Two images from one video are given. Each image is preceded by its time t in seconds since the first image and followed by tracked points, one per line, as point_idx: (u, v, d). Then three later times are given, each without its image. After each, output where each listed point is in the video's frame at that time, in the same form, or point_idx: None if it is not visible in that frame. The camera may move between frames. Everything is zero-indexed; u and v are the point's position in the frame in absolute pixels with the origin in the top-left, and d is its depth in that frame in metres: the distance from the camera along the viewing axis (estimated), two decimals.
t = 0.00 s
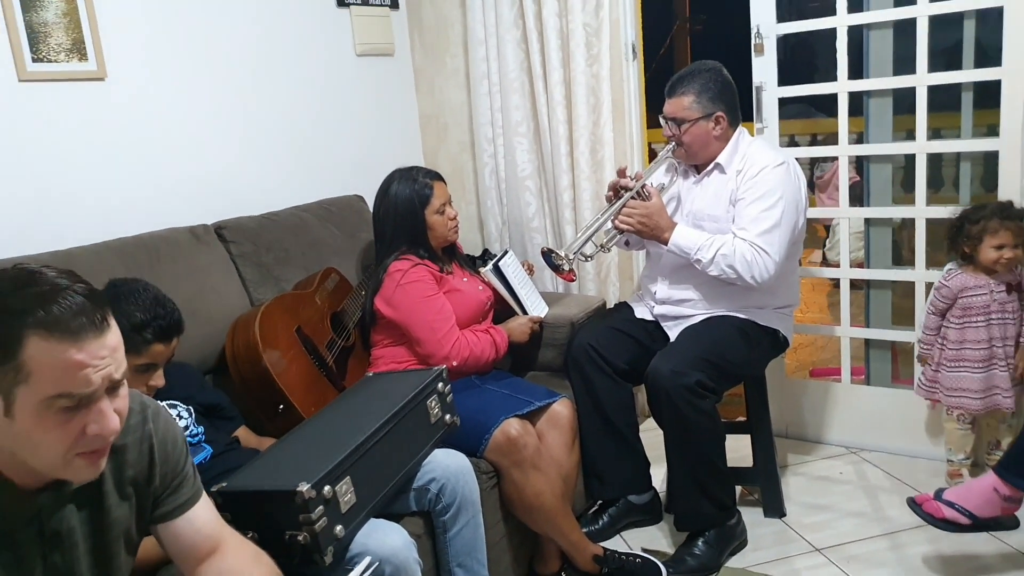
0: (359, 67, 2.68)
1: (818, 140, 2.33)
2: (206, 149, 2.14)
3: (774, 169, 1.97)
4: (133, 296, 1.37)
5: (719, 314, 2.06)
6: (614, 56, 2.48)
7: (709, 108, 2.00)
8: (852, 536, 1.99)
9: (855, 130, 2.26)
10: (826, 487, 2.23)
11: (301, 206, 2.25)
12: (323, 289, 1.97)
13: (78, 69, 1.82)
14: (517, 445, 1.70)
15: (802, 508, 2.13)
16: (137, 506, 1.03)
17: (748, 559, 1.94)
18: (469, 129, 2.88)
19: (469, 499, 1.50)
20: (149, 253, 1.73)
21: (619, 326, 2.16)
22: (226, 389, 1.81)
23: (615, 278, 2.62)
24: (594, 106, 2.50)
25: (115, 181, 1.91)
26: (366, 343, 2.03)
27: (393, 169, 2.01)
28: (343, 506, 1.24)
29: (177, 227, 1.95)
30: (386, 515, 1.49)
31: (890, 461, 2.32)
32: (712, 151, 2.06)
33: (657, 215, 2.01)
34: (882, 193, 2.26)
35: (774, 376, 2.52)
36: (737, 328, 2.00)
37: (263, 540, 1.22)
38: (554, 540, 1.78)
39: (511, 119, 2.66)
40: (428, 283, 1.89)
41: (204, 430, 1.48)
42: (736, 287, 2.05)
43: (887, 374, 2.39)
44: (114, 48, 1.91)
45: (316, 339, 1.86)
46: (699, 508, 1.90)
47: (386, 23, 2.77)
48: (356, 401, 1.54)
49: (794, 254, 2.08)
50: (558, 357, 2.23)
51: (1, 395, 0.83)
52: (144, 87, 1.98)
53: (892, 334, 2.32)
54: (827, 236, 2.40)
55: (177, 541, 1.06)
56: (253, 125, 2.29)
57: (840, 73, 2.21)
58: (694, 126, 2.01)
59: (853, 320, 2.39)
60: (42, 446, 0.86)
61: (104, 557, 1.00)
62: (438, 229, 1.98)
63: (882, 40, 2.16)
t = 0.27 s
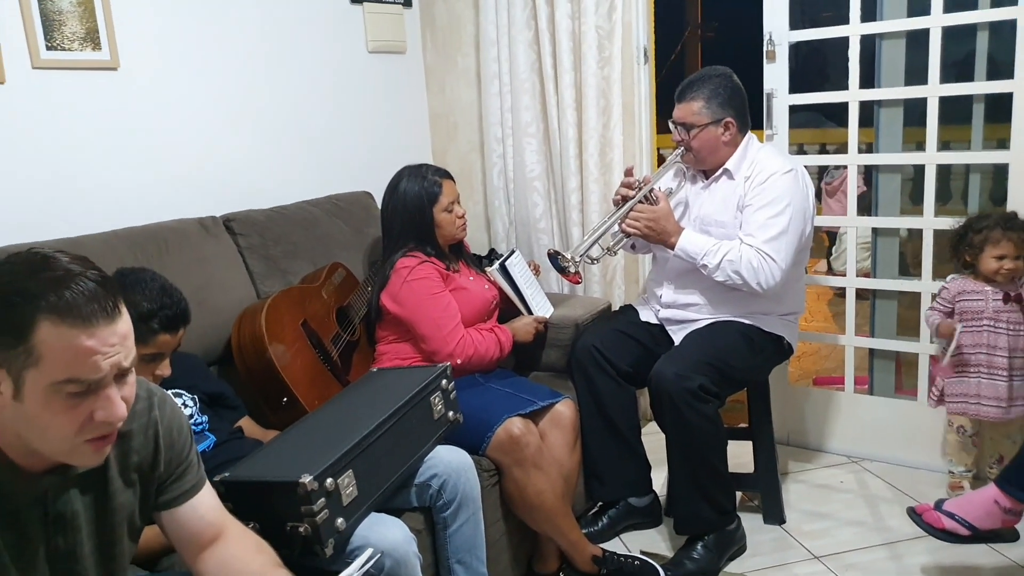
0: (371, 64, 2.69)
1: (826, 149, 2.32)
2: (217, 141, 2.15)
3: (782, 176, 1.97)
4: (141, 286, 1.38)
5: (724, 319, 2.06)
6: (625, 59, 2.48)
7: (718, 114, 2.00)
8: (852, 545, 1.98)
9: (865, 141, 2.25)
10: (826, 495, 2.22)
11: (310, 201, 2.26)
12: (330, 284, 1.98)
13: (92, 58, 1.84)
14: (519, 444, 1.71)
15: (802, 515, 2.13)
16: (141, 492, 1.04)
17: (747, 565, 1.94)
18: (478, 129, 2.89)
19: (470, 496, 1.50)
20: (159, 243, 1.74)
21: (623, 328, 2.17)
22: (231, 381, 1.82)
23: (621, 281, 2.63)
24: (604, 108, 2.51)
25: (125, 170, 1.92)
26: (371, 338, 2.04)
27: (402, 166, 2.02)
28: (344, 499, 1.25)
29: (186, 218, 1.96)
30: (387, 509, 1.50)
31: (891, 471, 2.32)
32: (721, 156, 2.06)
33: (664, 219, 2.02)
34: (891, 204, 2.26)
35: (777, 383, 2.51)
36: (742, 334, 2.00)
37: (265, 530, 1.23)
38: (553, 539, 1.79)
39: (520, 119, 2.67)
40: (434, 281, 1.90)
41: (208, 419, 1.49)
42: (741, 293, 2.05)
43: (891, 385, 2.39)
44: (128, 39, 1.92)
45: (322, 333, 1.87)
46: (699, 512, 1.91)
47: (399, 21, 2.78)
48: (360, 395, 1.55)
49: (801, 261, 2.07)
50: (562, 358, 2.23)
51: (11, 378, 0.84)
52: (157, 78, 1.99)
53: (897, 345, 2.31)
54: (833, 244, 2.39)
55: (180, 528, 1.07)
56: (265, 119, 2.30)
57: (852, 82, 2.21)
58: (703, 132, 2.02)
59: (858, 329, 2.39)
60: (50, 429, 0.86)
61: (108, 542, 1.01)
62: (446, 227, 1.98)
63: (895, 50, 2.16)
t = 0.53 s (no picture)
0: (380, 64, 2.69)
1: (834, 155, 2.33)
2: (226, 138, 2.16)
3: (791, 180, 1.97)
4: (149, 280, 1.38)
5: (730, 323, 2.06)
6: (635, 61, 2.48)
7: (727, 118, 2.00)
8: (856, 551, 1.98)
9: (875, 147, 2.25)
10: (830, 501, 2.22)
11: (318, 200, 2.26)
12: (337, 282, 1.98)
13: (103, 54, 1.84)
14: (524, 444, 1.71)
15: (806, 521, 2.13)
16: (149, 486, 1.04)
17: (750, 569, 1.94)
18: (486, 129, 2.89)
19: (475, 496, 1.50)
20: (168, 239, 1.75)
21: (629, 331, 2.17)
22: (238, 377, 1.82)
23: (627, 283, 2.62)
24: (613, 110, 2.51)
25: (135, 166, 1.92)
26: (377, 337, 2.04)
27: (410, 166, 2.02)
28: (350, 497, 1.25)
29: (195, 215, 1.96)
30: (392, 507, 1.50)
31: (896, 478, 2.32)
32: (730, 159, 2.06)
33: (671, 222, 2.01)
34: (899, 210, 2.25)
35: (783, 389, 2.50)
36: (748, 338, 2.00)
37: (270, 525, 1.23)
38: (556, 541, 1.78)
39: (529, 121, 2.67)
40: (441, 280, 1.90)
41: (214, 414, 1.49)
42: (748, 297, 2.05)
43: (897, 393, 2.38)
44: (140, 35, 1.93)
45: (328, 330, 1.87)
46: (703, 516, 1.90)
47: (408, 21, 2.78)
48: (366, 393, 1.55)
49: (808, 266, 2.07)
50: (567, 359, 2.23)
51: (23, 369, 0.84)
52: (167, 74, 2.00)
53: (904, 351, 2.31)
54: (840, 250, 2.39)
55: (186, 522, 1.07)
56: (275, 116, 2.31)
57: (862, 88, 2.21)
58: (711, 135, 2.01)
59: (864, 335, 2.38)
60: (60, 421, 0.87)
61: (115, 534, 1.01)
62: (453, 227, 1.98)
63: (906, 56, 2.16)
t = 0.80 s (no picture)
0: (397, 62, 2.70)
1: (852, 156, 2.31)
2: (245, 135, 2.17)
3: (810, 180, 1.96)
4: (170, 274, 1.39)
5: (747, 323, 2.05)
6: (652, 61, 2.47)
7: (746, 117, 1.99)
8: (874, 555, 1.96)
9: (896, 148, 2.23)
10: (847, 504, 2.20)
11: (334, 197, 2.27)
12: (354, 279, 1.99)
13: (126, 52, 1.86)
14: (539, 442, 1.71)
15: (822, 524, 2.11)
16: (170, 477, 1.05)
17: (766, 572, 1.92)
18: (502, 128, 2.89)
19: (489, 492, 1.50)
20: (187, 234, 1.76)
21: (645, 331, 2.16)
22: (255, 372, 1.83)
23: (642, 283, 2.62)
24: (629, 109, 2.50)
25: (155, 162, 1.94)
26: (392, 334, 2.04)
27: (427, 164, 2.02)
28: (367, 491, 1.25)
29: (214, 211, 1.98)
30: (407, 503, 1.50)
31: (914, 482, 2.29)
32: (748, 159, 2.05)
33: (688, 222, 2.01)
34: (920, 211, 2.23)
35: (799, 390, 2.49)
36: (765, 339, 1.98)
37: (288, 518, 1.24)
38: (570, 539, 1.78)
39: (545, 120, 2.67)
40: (456, 278, 1.90)
41: (232, 408, 1.50)
42: (765, 298, 2.03)
43: (916, 396, 2.36)
44: (161, 32, 1.94)
45: (345, 327, 1.88)
46: (719, 517, 1.89)
47: (425, 20, 2.79)
48: (382, 389, 1.56)
49: (827, 267, 2.05)
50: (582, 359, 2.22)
51: (52, 360, 0.86)
52: (189, 72, 2.01)
53: (922, 353, 2.29)
54: (859, 253, 2.37)
55: (205, 511, 1.08)
56: (294, 113, 2.32)
57: (882, 87, 2.19)
58: (730, 134, 2.01)
59: (883, 337, 2.36)
60: (87, 412, 0.87)
61: (138, 524, 1.02)
62: (469, 225, 1.98)
63: (928, 55, 2.14)
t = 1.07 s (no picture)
0: (414, 61, 2.71)
1: (871, 156, 2.30)
2: (263, 134, 2.19)
3: (828, 179, 1.95)
4: (190, 272, 1.41)
5: (765, 323, 2.04)
6: (670, 59, 2.47)
7: (764, 116, 1.99)
8: (891, 557, 1.94)
9: (916, 148, 2.21)
10: (864, 505, 2.19)
11: (352, 196, 2.28)
12: (371, 277, 2.00)
13: (146, 51, 1.88)
14: (554, 440, 1.71)
15: (839, 525, 2.10)
16: (190, 471, 1.07)
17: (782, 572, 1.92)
18: (518, 127, 2.89)
19: (506, 490, 1.51)
20: (206, 232, 1.78)
21: (661, 330, 2.16)
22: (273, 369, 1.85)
23: (658, 282, 2.61)
24: (646, 108, 2.49)
25: (175, 161, 1.96)
26: (409, 332, 2.05)
27: (443, 163, 2.03)
28: (383, 487, 1.26)
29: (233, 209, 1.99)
30: (424, 499, 1.51)
31: (933, 484, 2.28)
32: (766, 158, 2.04)
33: (706, 220, 2.00)
34: (940, 211, 2.21)
35: (816, 390, 2.48)
36: (782, 339, 1.98)
37: (306, 513, 1.25)
38: (586, 537, 1.78)
39: (561, 119, 2.67)
40: (472, 277, 1.91)
41: (250, 405, 1.51)
42: (783, 297, 2.03)
43: (935, 398, 2.34)
44: (181, 32, 1.96)
45: (362, 324, 1.89)
46: (735, 517, 1.88)
47: (442, 19, 2.79)
48: (399, 386, 1.57)
49: (845, 266, 2.04)
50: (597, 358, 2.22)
51: (76, 354, 0.87)
52: (208, 72, 2.03)
53: (942, 354, 2.27)
54: (879, 252, 2.34)
55: (224, 505, 1.10)
56: (311, 112, 2.34)
57: (903, 86, 2.17)
58: (748, 133, 2.00)
59: (902, 338, 2.35)
60: (109, 406, 0.89)
61: (159, 517, 1.03)
62: (485, 223, 1.98)
63: (950, 53, 2.11)
